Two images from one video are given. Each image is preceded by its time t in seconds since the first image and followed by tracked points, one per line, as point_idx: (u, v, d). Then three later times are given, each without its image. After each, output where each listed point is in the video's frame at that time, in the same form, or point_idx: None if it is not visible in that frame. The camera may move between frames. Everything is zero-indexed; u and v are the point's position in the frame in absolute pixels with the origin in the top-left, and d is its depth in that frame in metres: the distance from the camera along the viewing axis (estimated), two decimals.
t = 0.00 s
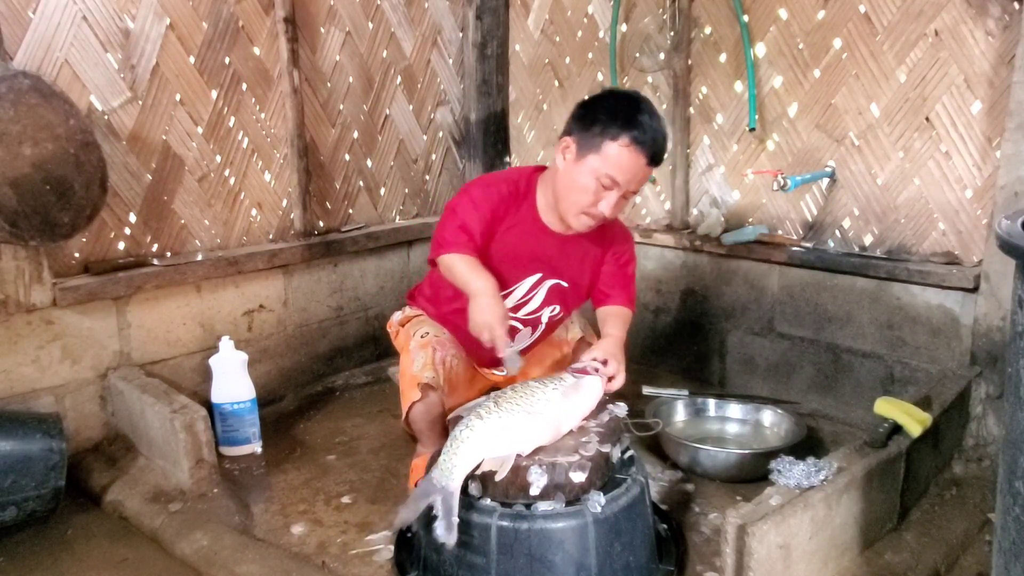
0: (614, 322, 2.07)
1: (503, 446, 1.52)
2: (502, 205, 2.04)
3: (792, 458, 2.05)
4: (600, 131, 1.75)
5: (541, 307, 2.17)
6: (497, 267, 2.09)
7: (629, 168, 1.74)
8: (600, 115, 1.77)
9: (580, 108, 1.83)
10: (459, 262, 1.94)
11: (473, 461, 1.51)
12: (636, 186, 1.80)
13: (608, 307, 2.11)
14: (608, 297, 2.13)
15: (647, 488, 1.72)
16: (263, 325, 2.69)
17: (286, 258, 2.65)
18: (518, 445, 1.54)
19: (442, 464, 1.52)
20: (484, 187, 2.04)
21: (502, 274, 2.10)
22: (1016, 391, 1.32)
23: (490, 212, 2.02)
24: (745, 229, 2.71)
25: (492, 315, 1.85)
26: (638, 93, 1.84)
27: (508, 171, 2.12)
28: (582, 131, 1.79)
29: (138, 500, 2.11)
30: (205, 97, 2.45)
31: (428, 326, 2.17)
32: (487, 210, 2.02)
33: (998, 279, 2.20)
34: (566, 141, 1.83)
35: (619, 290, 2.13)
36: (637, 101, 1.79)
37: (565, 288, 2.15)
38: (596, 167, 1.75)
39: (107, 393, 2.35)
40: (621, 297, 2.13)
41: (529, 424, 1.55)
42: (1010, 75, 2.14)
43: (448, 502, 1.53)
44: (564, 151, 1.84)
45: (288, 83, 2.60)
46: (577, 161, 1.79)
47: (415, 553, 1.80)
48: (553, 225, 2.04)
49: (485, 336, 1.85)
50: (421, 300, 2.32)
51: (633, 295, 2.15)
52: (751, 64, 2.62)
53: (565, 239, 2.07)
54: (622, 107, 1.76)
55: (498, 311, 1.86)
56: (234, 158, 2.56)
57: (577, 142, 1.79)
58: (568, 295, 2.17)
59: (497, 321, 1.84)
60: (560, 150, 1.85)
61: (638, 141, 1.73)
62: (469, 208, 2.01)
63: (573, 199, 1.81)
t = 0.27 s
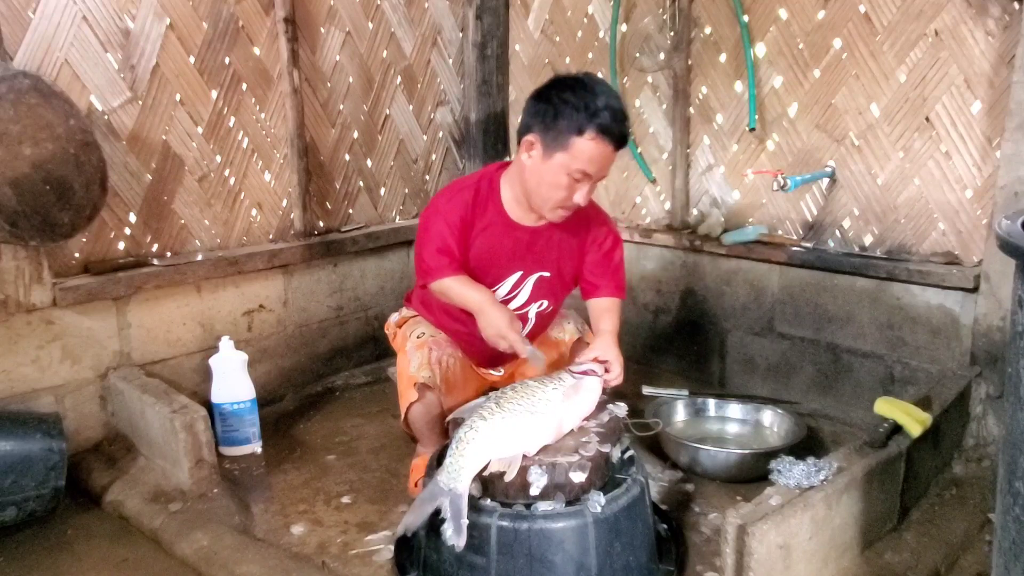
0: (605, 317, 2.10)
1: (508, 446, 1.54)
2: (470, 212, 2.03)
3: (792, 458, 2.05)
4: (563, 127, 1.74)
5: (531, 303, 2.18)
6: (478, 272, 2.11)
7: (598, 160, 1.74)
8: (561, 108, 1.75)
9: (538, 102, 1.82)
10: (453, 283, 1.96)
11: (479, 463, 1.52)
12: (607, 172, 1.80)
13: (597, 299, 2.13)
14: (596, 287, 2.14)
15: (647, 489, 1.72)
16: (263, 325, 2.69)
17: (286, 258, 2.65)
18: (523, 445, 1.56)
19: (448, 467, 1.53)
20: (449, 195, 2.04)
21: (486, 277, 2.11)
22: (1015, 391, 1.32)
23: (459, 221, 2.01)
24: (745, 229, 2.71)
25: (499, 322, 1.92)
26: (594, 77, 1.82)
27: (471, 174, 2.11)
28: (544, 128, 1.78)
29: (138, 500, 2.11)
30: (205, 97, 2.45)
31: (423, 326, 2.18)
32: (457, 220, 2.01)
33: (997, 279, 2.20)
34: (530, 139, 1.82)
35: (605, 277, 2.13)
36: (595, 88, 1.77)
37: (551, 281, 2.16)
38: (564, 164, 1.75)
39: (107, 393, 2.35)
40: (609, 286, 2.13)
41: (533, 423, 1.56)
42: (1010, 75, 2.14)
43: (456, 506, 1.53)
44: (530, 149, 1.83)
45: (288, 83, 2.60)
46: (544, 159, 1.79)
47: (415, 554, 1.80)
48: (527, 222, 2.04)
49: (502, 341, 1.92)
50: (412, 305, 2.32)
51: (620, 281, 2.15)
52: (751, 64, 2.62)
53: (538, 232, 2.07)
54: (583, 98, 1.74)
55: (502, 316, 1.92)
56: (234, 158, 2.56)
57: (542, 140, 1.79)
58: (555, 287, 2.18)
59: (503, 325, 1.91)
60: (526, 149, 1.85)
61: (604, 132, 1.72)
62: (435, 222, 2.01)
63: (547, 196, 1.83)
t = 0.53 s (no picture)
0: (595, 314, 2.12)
1: (509, 447, 1.53)
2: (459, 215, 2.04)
3: (792, 458, 2.05)
4: (534, 120, 1.75)
5: (526, 302, 2.18)
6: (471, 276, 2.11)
7: (570, 150, 1.74)
8: (531, 101, 1.76)
9: (507, 96, 1.82)
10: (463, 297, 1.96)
11: (480, 465, 1.50)
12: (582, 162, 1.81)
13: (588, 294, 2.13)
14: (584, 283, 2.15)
15: (647, 489, 1.72)
16: (263, 325, 2.69)
17: (286, 258, 2.65)
18: (524, 445, 1.55)
19: (449, 469, 1.51)
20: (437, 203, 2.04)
21: (479, 279, 2.12)
22: (1016, 391, 1.32)
23: (449, 225, 2.01)
24: (745, 229, 2.71)
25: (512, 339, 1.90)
26: (561, 66, 1.83)
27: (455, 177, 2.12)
28: (515, 121, 1.79)
29: (138, 500, 2.11)
30: (205, 97, 2.45)
31: (422, 327, 2.19)
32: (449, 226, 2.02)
33: (997, 279, 2.20)
34: (502, 134, 1.83)
35: (594, 272, 2.14)
36: (562, 78, 1.77)
37: (542, 278, 2.17)
38: (537, 157, 1.76)
39: (107, 393, 2.35)
40: (599, 281, 2.14)
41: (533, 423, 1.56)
42: (1010, 75, 2.14)
43: (459, 508, 1.52)
44: (503, 144, 1.84)
45: (288, 83, 2.60)
46: (517, 153, 1.79)
47: (415, 554, 1.80)
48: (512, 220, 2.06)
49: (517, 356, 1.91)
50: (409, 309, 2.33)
51: (610, 275, 2.16)
52: (751, 64, 2.62)
53: (525, 229, 2.09)
54: (551, 89, 1.75)
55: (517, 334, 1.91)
56: (234, 157, 2.56)
57: (513, 135, 1.80)
58: (547, 284, 2.19)
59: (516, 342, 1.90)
60: (499, 144, 1.86)
61: (575, 121, 1.73)
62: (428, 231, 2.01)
63: (523, 190, 1.83)
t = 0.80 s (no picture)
0: (598, 310, 2.11)
1: (509, 447, 1.53)
2: (453, 217, 2.04)
3: (791, 458, 2.05)
4: (522, 120, 1.75)
5: (527, 301, 2.19)
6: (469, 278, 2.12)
7: (559, 149, 1.73)
8: (518, 101, 1.76)
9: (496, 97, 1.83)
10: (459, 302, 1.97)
11: (480, 465, 1.50)
12: (574, 161, 1.79)
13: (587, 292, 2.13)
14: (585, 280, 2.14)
15: (647, 489, 1.72)
16: (263, 325, 2.69)
17: (286, 258, 2.65)
18: (525, 445, 1.55)
19: (448, 470, 1.52)
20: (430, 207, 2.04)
21: (479, 280, 2.13)
22: (1016, 391, 1.32)
23: (445, 228, 2.02)
24: (745, 229, 2.71)
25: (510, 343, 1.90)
26: (549, 66, 1.83)
27: (450, 179, 2.12)
28: (504, 123, 1.79)
29: (138, 500, 2.11)
30: (205, 97, 2.45)
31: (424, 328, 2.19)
32: (444, 229, 2.02)
33: (998, 279, 2.20)
34: (492, 136, 1.84)
35: (593, 269, 2.14)
36: (548, 78, 1.77)
37: (542, 276, 2.17)
38: (527, 157, 1.75)
39: (107, 393, 2.35)
40: (598, 279, 2.13)
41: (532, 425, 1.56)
42: (1010, 75, 2.14)
43: (459, 508, 1.52)
44: (494, 146, 1.85)
45: (288, 83, 2.60)
46: (507, 154, 1.79)
47: (415, 553, 1.80)
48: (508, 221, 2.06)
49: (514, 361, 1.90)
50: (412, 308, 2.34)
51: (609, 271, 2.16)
52: (751, 64, 2.62)
53: (522, 229, 2.09)
54: (537, 88, 1.75)
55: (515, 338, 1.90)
56: (234, 157, 2.56)
57: (502, 136, 1.80)
58: (547, 282, 2.19)
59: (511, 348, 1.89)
60: (489, 146, 1.86)
61: (564, 121, 1.72)
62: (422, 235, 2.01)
63: (515, 191, 1.83)
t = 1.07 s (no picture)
0: (596, 308, 2.11)
1: (511, 448, 1.53)
2: (454, 217, 2.04)
3: (791, 458, 2.05)
4: (511, 122, 1.74)
5: (530, 299, 2.19)
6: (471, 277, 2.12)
7: (548, 150, 1.72)
8: (509, 103, 1.76)
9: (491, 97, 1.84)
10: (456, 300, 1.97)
11: (482, 467, 1.50)
12: (567, 162, 1.78)
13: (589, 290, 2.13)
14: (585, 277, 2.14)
15: (647, 489, 1.72)
16: (263, 325, 2.69)
17: (286, 258, 2.65)
18: (526, 445, 1.55)
19: (451, 471, 1.50)
20: (431, 206, 2.04)
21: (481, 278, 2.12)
22: (1016, 391, 1.32)
23: (446, 228, 2.02)
24: (745, 229, 2.71)
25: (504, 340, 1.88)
26: (543, 65, 1.82)
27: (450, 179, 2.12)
28: (495, 123, 1.80)
29: (138, 500, 2.11)
30: (205, 97, 2.45)
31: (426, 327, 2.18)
32: (445, 228, 2.02)
33: (997, 279, 2.20)
34: (485, 136, 1.85)
35: (594, 266, 2.14)
36: (541, 78, 1.76)
37: (544, 274, 2.17)
38: (517, 158, 1.75)
39: (107, 393, 2.35)
40: (598, 276, 2.14)
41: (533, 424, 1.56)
42: (1010, 75, 2.14)
43: (465, 510, 1.50)
44: (487, 146, 1.86)
45: (288, 83, 2.60)
46: (500, 155, 1.80)
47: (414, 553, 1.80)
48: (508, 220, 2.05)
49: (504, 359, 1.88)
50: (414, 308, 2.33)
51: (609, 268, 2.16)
52: (751, 64, 2.62)
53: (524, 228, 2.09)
54: (527, 90, 1.74)
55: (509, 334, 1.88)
56: (234, 157, 2.56)
57: (494, 137, 1.81)
58: (549, 279, 2.19)
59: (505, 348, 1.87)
60: (484, 146, 1.88)
61: (552, 123, 1.71)
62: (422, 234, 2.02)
63: (508, 191, 1.84)
